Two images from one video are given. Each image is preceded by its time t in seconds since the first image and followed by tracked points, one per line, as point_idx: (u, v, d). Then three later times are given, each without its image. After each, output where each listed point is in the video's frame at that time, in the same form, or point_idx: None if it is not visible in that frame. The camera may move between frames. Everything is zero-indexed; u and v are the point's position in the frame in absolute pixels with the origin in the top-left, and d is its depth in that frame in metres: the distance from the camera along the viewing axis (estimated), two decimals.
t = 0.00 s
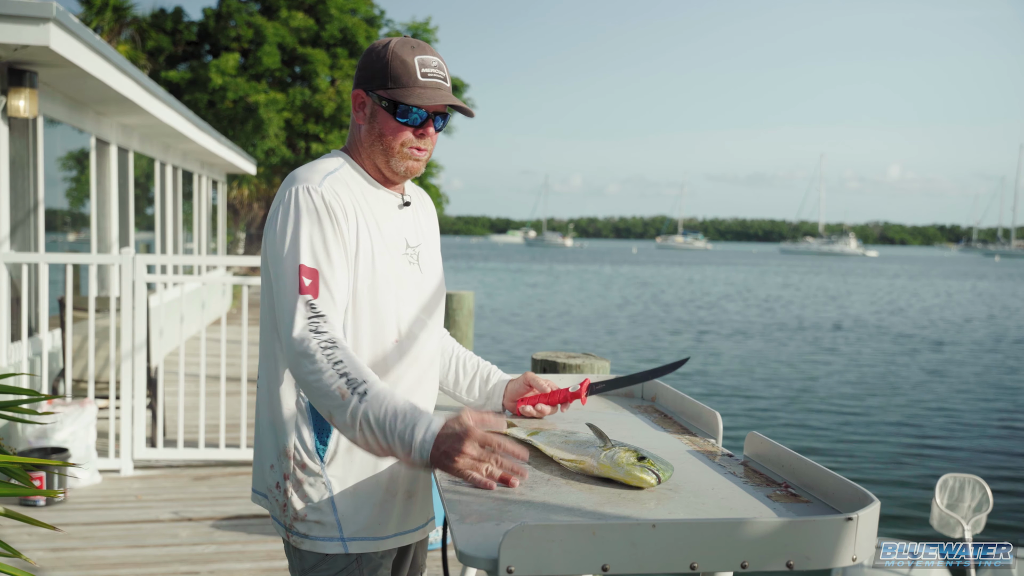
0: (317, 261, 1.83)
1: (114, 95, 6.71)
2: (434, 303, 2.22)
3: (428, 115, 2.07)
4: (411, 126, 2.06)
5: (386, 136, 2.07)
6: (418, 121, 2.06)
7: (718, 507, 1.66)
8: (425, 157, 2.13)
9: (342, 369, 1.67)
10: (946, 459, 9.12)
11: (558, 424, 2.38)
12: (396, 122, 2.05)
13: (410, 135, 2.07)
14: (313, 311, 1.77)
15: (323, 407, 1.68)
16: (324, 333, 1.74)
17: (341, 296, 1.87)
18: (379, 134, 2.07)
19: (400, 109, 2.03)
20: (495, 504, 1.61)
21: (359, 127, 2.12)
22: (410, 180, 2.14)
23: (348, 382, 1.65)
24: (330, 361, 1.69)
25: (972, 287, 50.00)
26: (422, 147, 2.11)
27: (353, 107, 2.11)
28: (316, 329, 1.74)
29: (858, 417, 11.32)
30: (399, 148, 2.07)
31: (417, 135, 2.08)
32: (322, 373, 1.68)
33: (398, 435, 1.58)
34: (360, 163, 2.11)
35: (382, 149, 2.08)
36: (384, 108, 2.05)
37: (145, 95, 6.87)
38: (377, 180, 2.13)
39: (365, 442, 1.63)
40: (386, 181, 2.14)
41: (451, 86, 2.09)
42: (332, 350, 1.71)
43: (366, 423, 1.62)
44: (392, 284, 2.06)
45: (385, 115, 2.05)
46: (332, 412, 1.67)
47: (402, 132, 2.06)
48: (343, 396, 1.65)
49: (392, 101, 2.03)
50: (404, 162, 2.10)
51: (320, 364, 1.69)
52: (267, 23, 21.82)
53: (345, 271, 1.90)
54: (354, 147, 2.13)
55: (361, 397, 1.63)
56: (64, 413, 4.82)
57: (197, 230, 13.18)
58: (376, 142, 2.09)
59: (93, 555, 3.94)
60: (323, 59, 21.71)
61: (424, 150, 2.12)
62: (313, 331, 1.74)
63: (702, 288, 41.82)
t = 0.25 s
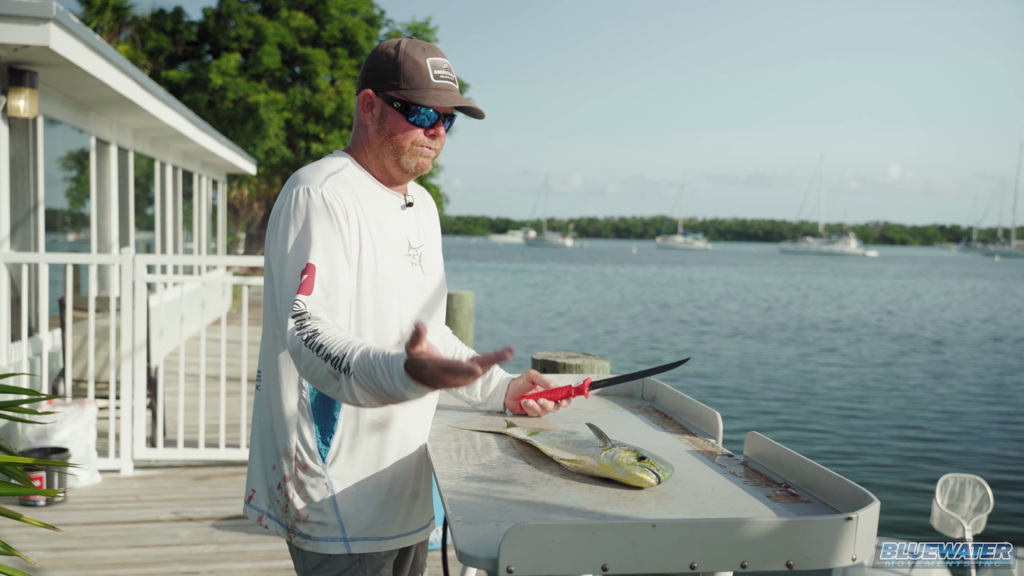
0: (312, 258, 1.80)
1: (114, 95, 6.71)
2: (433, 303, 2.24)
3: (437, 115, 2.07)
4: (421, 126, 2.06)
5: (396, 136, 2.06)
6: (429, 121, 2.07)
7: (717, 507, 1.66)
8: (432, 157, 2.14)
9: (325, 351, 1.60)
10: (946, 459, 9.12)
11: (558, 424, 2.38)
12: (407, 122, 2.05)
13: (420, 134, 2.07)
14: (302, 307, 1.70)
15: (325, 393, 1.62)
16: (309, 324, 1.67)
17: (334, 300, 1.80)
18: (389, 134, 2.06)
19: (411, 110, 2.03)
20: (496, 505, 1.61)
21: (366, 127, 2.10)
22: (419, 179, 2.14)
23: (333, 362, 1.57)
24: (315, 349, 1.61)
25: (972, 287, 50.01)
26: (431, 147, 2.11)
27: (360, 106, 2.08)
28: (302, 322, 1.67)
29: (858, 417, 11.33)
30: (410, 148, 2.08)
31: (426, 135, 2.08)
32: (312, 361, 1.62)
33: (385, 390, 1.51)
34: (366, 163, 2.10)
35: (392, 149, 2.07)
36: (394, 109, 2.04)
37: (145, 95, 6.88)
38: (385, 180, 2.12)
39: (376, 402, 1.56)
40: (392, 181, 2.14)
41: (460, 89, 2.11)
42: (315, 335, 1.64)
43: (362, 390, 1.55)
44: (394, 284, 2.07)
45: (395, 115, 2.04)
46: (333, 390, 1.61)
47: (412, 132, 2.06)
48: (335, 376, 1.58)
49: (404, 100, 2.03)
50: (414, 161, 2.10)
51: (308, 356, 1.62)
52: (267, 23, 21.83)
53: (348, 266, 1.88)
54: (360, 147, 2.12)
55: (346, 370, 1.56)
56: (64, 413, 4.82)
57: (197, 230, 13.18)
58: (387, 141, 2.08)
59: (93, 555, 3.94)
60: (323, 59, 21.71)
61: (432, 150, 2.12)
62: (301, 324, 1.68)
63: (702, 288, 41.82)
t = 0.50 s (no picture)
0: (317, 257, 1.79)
1: (114, 95, 6.71)
2: (437, 302, 2.23)
3: (402, 93, 2.05)
4: (387, 108, 2.05)
5: (367, 124, 2.07)
6: (391, 100, 2.04)
7: (717, 507, 1.66)
8: (412, 138, 2.09)
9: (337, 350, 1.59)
10: (946, 459, 9.12)
11: (558, 423, 2.38)
12: (373, 108, 2.05)
13: (388, 117, 2.06)
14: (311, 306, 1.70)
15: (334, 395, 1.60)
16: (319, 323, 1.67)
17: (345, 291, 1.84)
18: (362, 124, 2.08)
19: (372, 94, 2.04)
20: (497, 505, 1.61)
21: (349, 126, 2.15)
22: (402, 166, 2.11)
23: (345, 362, 1.57)
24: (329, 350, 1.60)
25: (972, 287, 50.01)
26: (405, 128, 2.07)
27: (343, 106, 2.14)
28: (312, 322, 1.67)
29: (859, 417, 11.32)
30: (380, 132, 2.07)
31: (395, 115, 2.06)
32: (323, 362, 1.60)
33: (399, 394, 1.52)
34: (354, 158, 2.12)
35: (367, 139, 2.08)
36: (362, 98, 2.06)
37: (145, 95, 6.88)
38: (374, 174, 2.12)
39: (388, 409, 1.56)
40: (385, 175, 2.13)
41: (424, 59, 2.05)
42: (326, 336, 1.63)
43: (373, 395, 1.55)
44: (394, 284, 2.07)
45: (362, 103, 2.06)
46: (341, 392, 1.60)
47: (379, 116, 2.06)
48: (346, 376, 1.57)
49: (363, 85, 2.04)
50: (388, 145, 2.08)
51: (318, 356, 1.61)
52: (267, 23, 21.82)
53: (354, 267, 1.88)
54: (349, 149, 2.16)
55: (357, 372, 1.55)
56: (64, 413, 4.82)
57: (197, 230, 13.18)
58: (361, 132, 2.09)
59: (93, 555, 3.94)
60: (323, 59, 21.71)
61: (407, 130, 2.08)
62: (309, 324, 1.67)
63: (702, 288, 41.82)
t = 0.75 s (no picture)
0: (315, 275, 1.90)
1: (114, 96, 6.71)
2: (437, 307, 2.21)
3: (392, 88, 2.07)
4: (379, 103, 2.06)
5: (358, 121, 2.08)
6: (382, 95, 2.06)
7: (717, 506, 1.67)
8: (405, 132, 2.08)
9: (343, 391, 1.81)
10: (947, 459, 9.12)
11: (559, 423, 2.39)
12: (364, 104, 2.07)
13: (379, 112, 2.06)
14: (314, 327, 1.86)
15: (324, 425, 1.84)
16: (326, 352, 1.85)
17: (341, 304, 1.95)
18: (354, 123, 2.09)
19: (362, 90, 2.06)
20: (494, 505, 1.62)
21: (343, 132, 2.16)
22: (395, 162, 2.09)
23: (349, 403, 1.80)
24: (332, 385, 1.82)
25: (972, 287, 50.02)
26: (396, 123, 2.07)
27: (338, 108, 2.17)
28: (318, 348, 1.85)
29: (859, 417, 11.32)
30: (371, 128, 2.07)
31: (386, 109, 2.07)
32: (325, 395, 1.82)
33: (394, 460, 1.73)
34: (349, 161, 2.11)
35: (358, 137, 2.08)
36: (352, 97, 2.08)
37: (145, 95, 6.88)
38: (368, 175, 2.10)
39: (365, 461, 1.80)
40: (379, 176, 2.11)
41: (416, 55, 2.08)
42: (335, 372, 1.83)
43: (364, 446, 1.78)
44: (387, 290, 2.05)
45: (353, 100, 2.08)
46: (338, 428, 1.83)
47: (369, 112, 2.07)
48: (345, 417, 1.80)
49: (355, 82, 2.06)
50: (379, 142, 2.06)
51: (321, 384, 1.82)
52: (267, 23, 21.82)
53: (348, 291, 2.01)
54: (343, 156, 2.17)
55: (362, 419, 1.78)
56: (64, 413, 4.82)
57: (197, 230, 13.18)
58: (353, 130, 2.10)
59: (94, 555, 3.94)
60: (323, 59, 21.70)
61: (399, 125, 2.07)
62: (314, 350, 1.84)
63: (702, 288, 41.81)
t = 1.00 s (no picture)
0: (312, 269, 1.89)
1: (113, 95, 6.70)
2: (435, 310, 2.21)
3: (394, 81, 2.06)
4: (379, 97, 2.06)
5: (359, 116, 2.07)
6: (383, 88, 2.05)
7: (718, 507, 1.66)
8: (404, 128, 2.07)
9: (346, 387, 1.82)
10: (947, 459, 9.12)
11: (560, 424, 2.38)
12: (364, 98, 2.06)
13: (379, 106, 2.06)
14: (314, 319, 1.85)
15: (325, 420, 1.84)
16: (329, 344, 1.85)
17: (340, 299, 1.95)
18: (353, 119, 2.08)
19: (363, 84, 2.05)
20: (494, 505, 1.62)
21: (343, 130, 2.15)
22: (393, 158, 2.07)
23: (353, 400, 1.81)
24: (335, 378, 1.83)
25: (972, 287, 50.03)
26: (397, 117, 2.06)
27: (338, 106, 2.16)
28: (321, 340, 1.85)
29: (859, 417, 11.32)
30: (371, 122, 2.06)
31: (386, 103, 2.05)
32: (327, 389, 1.83)
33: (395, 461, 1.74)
34: (348, 159, 2.10)
35: (357, 132, 2.07)
36: (352, 91, 2.07)
37: (145, 95, 6.87)
38: (367, 173, 2.09)
39: (365, 460, 1.79)
40: (376, 175, 2.09)
41: (417, 51, 2.10)
42: (338, 367, 1.84)
43: (366, 443, 1.78)
44: (383, 289, 2.05)
45: (354, 94, 2.07)
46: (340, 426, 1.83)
47: (370, 106, 2.06)
48: (348, 413, 1.81)
49: (356, 75, 2.07)
50: (378, 136, 2.05)
51: (324, 377, 1.83)
52: (268, 23, 21.81)
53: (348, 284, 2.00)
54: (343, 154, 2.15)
55: (366, 416, 1.79)
56: (64, 413, 4.82)
57: (197, 230, 13.18)
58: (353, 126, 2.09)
59: (94, 555, 3.94)
60: (323, 59, 21.69)
61: (398, 119, 2.06)
62: (317, 342, 1.84)
63: (701, 288, 41.81)
